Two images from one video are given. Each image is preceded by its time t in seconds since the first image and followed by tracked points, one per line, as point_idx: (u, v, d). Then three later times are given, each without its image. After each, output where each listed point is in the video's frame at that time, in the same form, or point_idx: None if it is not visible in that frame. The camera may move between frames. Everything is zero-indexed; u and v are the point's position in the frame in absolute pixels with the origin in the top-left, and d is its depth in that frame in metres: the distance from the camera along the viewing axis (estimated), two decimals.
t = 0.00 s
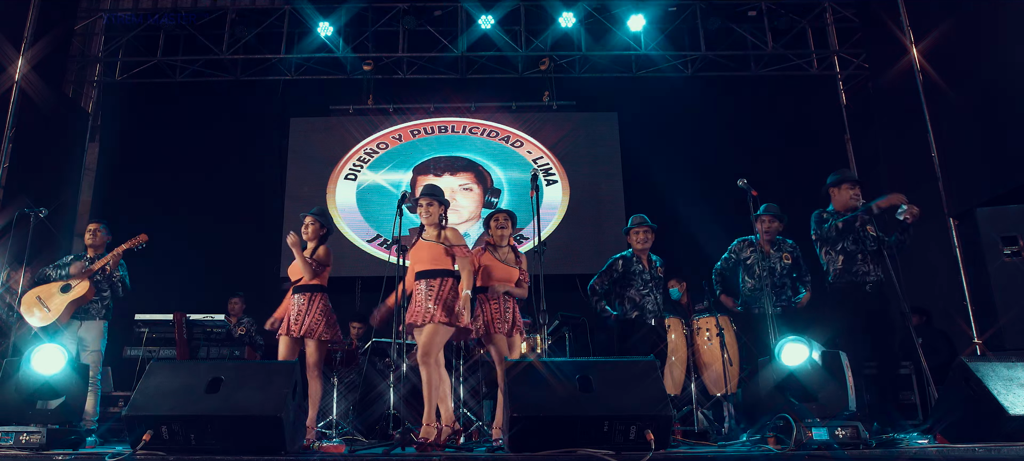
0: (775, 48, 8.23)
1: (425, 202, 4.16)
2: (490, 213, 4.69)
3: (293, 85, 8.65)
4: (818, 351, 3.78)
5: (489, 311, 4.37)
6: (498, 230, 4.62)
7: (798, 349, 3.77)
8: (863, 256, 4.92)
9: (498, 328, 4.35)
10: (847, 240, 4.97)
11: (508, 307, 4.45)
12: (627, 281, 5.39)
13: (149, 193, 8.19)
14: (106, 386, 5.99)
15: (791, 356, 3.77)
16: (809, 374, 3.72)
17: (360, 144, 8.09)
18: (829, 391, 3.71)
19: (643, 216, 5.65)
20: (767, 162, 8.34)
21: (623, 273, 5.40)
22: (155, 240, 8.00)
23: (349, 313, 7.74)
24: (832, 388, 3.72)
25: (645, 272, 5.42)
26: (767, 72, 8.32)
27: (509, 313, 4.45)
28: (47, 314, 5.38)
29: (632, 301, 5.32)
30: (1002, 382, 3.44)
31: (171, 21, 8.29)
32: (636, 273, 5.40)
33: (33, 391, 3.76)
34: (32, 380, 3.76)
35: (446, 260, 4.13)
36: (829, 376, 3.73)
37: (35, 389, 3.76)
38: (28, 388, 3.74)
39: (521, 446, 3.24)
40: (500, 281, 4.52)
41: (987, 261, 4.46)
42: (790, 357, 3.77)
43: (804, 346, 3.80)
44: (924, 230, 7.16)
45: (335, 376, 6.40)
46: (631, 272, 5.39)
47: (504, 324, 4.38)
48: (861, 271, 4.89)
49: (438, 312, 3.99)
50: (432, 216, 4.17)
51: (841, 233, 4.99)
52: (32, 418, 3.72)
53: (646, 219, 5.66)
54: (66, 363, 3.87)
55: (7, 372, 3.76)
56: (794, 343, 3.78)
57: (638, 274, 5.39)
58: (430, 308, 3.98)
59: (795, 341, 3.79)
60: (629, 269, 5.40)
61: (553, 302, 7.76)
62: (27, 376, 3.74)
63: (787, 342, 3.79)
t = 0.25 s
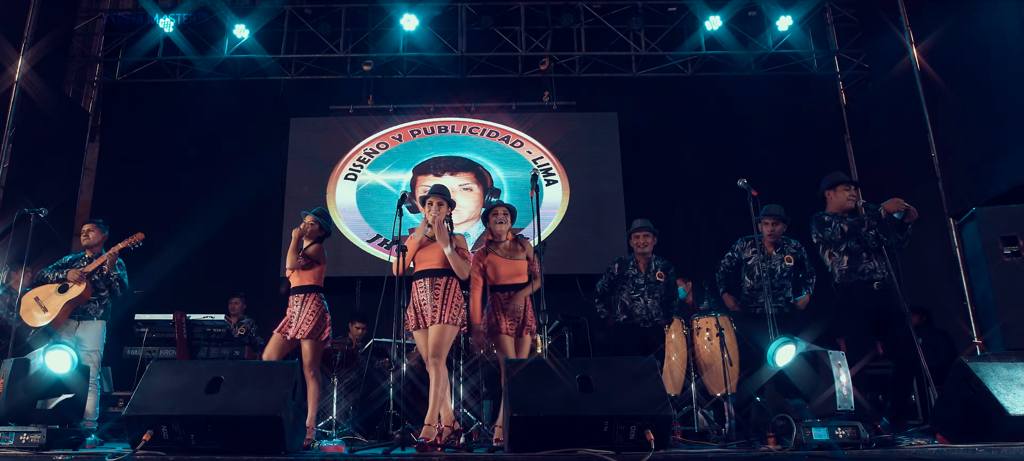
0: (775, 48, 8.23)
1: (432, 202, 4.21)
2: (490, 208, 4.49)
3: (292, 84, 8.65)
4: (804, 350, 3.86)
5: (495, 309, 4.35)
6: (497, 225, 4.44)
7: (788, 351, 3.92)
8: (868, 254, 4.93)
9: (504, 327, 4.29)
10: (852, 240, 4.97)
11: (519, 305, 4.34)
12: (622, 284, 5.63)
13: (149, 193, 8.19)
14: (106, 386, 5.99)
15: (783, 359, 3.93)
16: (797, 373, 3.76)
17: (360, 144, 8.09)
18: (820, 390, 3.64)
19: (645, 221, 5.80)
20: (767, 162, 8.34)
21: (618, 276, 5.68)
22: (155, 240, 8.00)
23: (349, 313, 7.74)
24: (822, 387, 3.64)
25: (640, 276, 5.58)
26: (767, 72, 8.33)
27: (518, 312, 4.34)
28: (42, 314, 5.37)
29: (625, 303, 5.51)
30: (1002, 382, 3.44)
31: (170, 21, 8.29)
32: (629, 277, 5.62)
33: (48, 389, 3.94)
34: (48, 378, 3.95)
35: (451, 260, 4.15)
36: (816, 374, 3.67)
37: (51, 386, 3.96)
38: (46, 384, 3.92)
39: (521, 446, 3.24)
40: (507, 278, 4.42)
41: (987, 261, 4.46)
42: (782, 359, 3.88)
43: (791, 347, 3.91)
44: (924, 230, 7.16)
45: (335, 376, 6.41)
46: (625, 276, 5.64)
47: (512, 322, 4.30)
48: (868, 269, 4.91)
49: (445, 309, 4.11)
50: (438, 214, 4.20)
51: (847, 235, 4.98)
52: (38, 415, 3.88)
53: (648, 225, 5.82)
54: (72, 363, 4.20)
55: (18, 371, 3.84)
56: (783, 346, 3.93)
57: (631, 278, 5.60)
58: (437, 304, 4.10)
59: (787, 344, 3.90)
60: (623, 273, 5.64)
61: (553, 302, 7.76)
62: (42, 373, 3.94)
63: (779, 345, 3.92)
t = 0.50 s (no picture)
0: (775, 48, 8.24)
1: (432, 201, 4.27)
2: (490, 207, 4.55)
3: (293, 84, 8.65)
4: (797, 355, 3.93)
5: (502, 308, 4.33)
6: (499, 223, 4.49)
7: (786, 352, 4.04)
8: (872, 255, 4.86)
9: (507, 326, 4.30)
10: (856, 242, 4.93)
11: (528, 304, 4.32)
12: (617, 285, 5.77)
13: (149, 193, 8.19)
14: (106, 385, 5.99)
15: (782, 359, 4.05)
16: (794, 371, 3.78)
17: (360, 144, 8.09)
18: (816, 390, 3.66)
19: (643, 222, 6.06)
20: (767, 162, 8.34)
21: (614, 276, 5.81)
22: (155, 240, 8.00)
23: (349, 313, 7.73)
24: (819, 387, 3.65)
25: (634, 276, 5.72)
26: (767, 72, 8.34)
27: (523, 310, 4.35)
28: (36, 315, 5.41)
29: (620, 303, 5.66)
30: (1002, 382, 3.44)
31: (171, 21, 8.29)
32: (624, 278, 5.75)
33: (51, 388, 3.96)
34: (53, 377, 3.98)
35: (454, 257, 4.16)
36: (812, 373, 3.69)
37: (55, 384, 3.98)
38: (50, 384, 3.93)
39: (520, 446, 3.24)
40: (514, 276, 4.41)
41: (987, 260, 4.46)
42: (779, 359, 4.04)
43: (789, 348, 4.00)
44: (924, 230, 7.16)
45: (335, 376, 6.42)
46: (620, 276, 5.76)
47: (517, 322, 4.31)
48: (872, 270, 4.82)
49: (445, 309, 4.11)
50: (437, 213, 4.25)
51: (847, 240, 4.97)
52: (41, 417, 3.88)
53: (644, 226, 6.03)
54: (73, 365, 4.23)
55: (21, 371, 3.83)
56: (781, 350, 4.07)
57: (626, 278, 5.73)
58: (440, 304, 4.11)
59: (785, 344, 4.08)
60: (619, 273, 5.76)
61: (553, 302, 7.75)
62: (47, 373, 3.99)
63: (779, 347, 4.08)
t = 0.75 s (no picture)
0: (775, 48, 8.24)
1: (429, 202, 4.24)
2: (500, 208, 4.80)
3: (293, 85, 8.65)
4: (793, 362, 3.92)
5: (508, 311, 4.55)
6: (508, 225, 4.71)
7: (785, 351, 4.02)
8: (872, 263, 4.87)
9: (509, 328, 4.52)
10: (853, 247, 4.93)
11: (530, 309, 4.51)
12: (606, 287, 5.62)
13: (149, 193, 8.19)
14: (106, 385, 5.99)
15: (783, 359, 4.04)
16: (794, 370, 3.79)
17: (360, 144, 8.09)
18: (817, 390, 3.67)
19: (630, 224, 5.99)
20: (767, 162, 8.34)
21: (603, 278, 5.66)
22: (155, 240, 8.00)
23: (349, 313, 7.73)
24: (819, 387, 3.66)
25: (624, 277, 5.58)
26: (767, 72, 8.34)
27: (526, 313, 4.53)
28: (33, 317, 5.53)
29: (608, 305, 5.52)
30: (1002, 382, 3.43)
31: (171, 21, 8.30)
32: (613, 280, 5.61)
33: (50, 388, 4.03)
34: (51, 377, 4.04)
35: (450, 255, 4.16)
36: (812, 373, 3.69)
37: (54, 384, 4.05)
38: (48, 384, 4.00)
39: (520, 446, 3.24)
40: (518, 278, 4.58)
41: (987, 260, 4.46)
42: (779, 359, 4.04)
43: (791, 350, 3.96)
44: (924, 230, 7.15)
45: (336, 376, 6.46)
46: (609, 278, 5.62)
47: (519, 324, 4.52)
48: (873, 278, 4.84)
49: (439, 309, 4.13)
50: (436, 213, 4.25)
51: (843, 246, 4.97)
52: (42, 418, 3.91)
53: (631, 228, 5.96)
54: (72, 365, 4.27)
55: (22, 371, 3.88)
56: (780, 351, 4.05)
57: (615, 280, 5.59)
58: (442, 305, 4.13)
59: (785, 344, 4.07)
60: (607, 275, 5.64)
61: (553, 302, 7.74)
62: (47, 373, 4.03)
63: (779, 347, 4.08)
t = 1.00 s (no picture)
0: (775, 48, 8.24)
1: (420, 201, 4.34)
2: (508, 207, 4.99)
3: (293, 85, 8.65)
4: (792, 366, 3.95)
5: (514, 312, 4.76)
6: (515, 223, 4.90)
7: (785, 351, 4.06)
8: (870, 264, 4.86)
9: (516, 329, 4.73)
10: (853, 249, 4.92)
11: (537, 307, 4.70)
12: (598, 288, 5.73)
13: (149, 193, 8.19)
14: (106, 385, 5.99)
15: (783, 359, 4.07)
16: (796, 372, 3.81)
17: (360, 144, 8.09)
18: (817, 390, 3.67)
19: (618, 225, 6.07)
20: (767, 162, 8.34)
21: (594, 280, 5.78)
22: (155, 240, 8.00)
23: (349, 313, 7.73)
24: (819, 387, 3.67)
25: (615, 278, 5.71)
26: (767, 72, 8.34)
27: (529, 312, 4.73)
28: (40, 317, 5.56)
29: (603, 305, 5.60)
30: (1002, 382, 3.44)
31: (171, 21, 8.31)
32: (605, 281, 5.73)
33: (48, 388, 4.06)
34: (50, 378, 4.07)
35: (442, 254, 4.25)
36: (812, 373, 3.71)
37: (52, 385, 4.10)
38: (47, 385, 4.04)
39: (520, 446, 3.24)
40: (517, 279, 4.75)
41: (987, 260, 4.46)
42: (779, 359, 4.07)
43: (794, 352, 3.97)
44: (924, 230, 7.16)
45: (336, 376, 6.45)
46: (600, 280, 5.74)
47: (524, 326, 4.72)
48: (871, 279, 4.83)
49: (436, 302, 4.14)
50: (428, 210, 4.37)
51: (843, 248, 4.96)
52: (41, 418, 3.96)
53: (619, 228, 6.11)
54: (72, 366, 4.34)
55: (21, 370, 3.90)
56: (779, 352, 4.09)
57: (607, 281, 5.72)
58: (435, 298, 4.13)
59: (784, 344, 4.10)
60: (598, 277, 5.77)
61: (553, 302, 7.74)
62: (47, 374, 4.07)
63: (779, 346, 4.12)
